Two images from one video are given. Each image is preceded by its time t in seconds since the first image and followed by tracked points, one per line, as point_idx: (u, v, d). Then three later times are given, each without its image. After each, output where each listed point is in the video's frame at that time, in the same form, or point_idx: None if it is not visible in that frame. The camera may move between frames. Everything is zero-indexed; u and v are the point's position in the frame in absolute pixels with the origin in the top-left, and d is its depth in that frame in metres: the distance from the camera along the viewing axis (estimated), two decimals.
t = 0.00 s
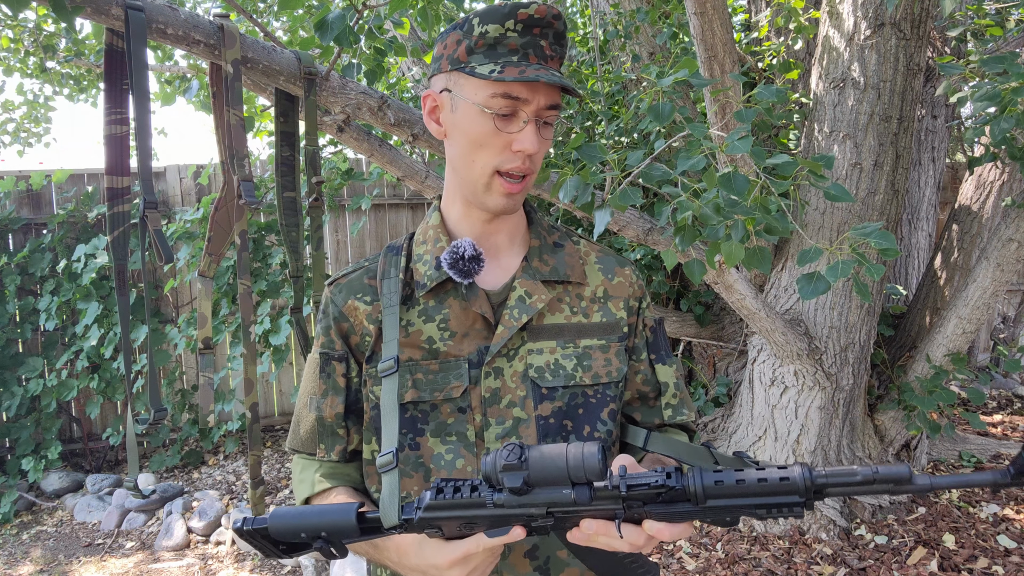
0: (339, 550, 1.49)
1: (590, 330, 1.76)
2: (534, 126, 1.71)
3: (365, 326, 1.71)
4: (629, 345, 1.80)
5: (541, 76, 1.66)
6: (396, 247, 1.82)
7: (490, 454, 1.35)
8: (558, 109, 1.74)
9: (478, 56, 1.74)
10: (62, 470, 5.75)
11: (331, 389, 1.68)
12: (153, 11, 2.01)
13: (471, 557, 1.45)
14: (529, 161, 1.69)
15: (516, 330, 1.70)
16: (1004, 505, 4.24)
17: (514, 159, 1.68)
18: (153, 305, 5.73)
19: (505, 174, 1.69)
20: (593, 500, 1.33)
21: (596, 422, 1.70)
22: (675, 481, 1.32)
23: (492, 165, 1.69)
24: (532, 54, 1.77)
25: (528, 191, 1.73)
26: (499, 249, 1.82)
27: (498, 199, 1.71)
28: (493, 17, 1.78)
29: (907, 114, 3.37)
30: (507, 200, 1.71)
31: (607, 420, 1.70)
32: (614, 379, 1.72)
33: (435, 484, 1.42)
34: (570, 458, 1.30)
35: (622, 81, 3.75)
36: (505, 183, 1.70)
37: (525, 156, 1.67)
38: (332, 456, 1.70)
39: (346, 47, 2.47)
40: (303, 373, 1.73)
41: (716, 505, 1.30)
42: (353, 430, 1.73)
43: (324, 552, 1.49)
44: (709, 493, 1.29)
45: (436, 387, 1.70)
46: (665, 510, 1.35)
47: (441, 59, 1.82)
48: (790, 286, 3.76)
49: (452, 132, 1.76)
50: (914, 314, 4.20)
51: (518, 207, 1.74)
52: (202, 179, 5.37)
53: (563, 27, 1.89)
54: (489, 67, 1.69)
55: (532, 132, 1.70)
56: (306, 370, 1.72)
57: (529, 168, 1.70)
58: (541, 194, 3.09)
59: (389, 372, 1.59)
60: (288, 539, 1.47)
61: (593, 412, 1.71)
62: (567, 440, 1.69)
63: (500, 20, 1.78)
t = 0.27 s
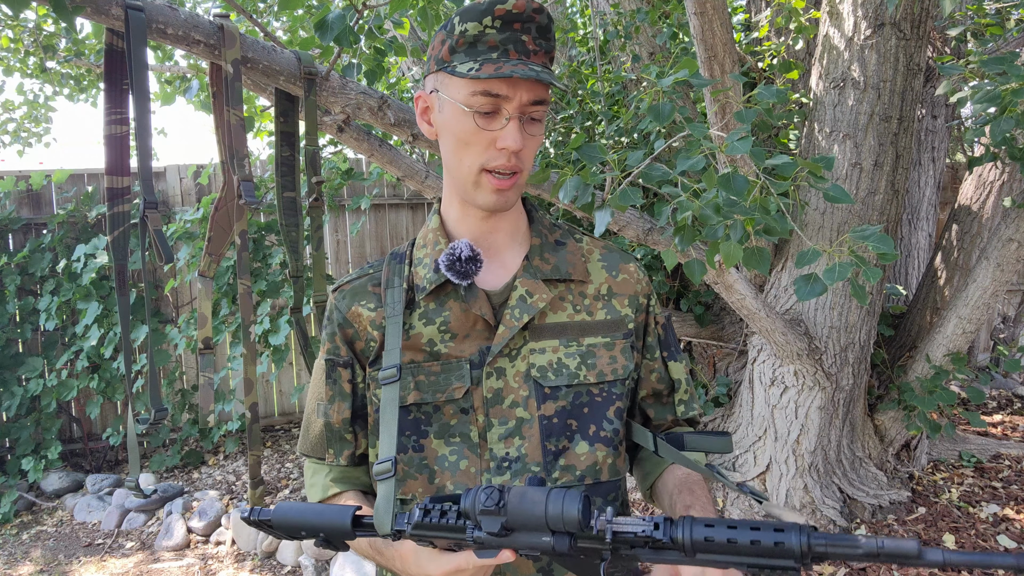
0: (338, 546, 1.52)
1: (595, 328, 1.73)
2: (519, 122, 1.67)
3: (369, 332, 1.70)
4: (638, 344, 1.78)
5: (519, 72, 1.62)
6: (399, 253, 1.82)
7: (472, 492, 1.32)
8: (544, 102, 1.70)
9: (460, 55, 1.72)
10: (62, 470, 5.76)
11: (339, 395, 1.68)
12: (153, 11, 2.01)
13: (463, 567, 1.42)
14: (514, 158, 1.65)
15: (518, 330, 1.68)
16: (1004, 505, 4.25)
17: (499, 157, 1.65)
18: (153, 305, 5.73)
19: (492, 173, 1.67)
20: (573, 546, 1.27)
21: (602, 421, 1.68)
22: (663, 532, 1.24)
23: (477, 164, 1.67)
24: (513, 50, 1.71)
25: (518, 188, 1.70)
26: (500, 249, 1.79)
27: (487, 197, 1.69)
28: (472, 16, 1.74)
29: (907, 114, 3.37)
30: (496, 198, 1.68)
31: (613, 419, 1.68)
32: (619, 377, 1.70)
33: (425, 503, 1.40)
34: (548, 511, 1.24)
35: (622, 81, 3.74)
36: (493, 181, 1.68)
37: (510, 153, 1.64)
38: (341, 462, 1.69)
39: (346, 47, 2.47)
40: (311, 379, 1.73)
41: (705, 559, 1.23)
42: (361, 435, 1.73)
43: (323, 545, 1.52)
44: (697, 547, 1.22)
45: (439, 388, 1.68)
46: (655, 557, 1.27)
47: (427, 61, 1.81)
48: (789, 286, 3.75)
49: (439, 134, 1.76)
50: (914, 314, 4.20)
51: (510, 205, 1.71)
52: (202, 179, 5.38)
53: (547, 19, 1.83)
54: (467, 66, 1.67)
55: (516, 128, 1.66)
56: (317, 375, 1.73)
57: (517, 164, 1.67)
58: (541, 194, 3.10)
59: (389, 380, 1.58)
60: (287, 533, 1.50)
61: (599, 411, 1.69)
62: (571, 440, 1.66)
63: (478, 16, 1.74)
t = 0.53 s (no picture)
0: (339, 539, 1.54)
1: (601, 328, 1.72)
2: (486, 109, 1.67)
3: (373, 333, 1.70)
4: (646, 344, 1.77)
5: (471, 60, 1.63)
6: (405, 255, 1.82)
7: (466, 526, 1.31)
8: (511, 82, 1.68)
9: (428, 54, 1.76)
10: (62, 470, 5.75)
11: (345, 395, 1.68)
12: (153, 11, 2.01)
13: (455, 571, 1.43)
14: (486, 146, 1.65)
15: (522, 330, 1.67)
16: (1004, 505, 4.24)
17: (469, 146, 1.65)
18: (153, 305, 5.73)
19: (467, 163, 1.67)
20: None
21: (608, 422, 1.66)
22: None
23: (454, 157, 1.68)
24: (473, 39, 1.71)
25: (502, 176, 1.68)
26: (503, 246, 1.77)
27: (468, 189, 1.68)
28: (430, 13, 1.78)
29: (907, 114, 3.37)
30: (476, 189, 1.68)
31: (619, 421, 1.67)
32: (626, 378, 1.69)
33: (419, 519, 1.38)
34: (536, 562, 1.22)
35: (622, 81, 3.74)
36: (470, 171, 1.67)
37: (479, 140, 1.64)
38: (349, 460, 1.69)
39: (346, 48, 2.47)
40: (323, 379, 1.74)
41: None
42: (369, 434, 1.72)
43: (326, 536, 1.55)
44: None
45: (442, 389, 1.67)
46: None
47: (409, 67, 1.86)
48: (789, 286, 3.75)
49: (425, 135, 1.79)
50: (914, 314, 4.20)
51: (497, 195, 1.69)
52: (202, 179, 5.38)
53: (506, 1, 1.78)
54: (428, 63, 1.70)
55: (483, 115, 1.66)
56: (326, 376, 1.73)
57: (493, 152, 1.66)
58: (542, 194, 3.10)
59: (389, 383, 1.56)
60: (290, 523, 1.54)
61: (605, 413, 1.68)
62: (575, 441, 1.65)
63: (432, 13, 1.76)
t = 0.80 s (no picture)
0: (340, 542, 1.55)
1: (605, 327, 1.71)
2: (487, 107, 1.67)
3: (376, 334, 1.70)
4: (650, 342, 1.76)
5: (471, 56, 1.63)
6: (408, 256, 1.82)
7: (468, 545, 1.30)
8: (512, 79, 1.68)
9: (428, 52, 1.76)
10: (62, 470, 5.75)
11: (348, 398, 1.69)
12: (153, 11, 2.01)
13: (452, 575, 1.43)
14: (488, 144, 1.65)
15: (526, 330, 1.67)
16: (1004, 505, 4.24)
17: (471, 145, 1.65)
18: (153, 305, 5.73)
19: (468, 161, 1.66)
20: None
21: (613, 422, 1.66)
22: None
23: (455, 155, 1.67)
24: (473, 35, 1.71)
25: (504, 175, 1.67)
26: (504, 245, 1.77)
27: (470, 189, 1.68)
28: (430, 10, 1.78)
29: (907, 114, 3.37)
30: (478, 188, 1.67)
31: (624, 420, 1.66)
32: (631, 376, 1.68)
33: (420, 529, 1.39)
34: None
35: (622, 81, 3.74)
36: (471, 169, 1.66)
37: (480, 137, 1.64)
38: (353, 462, 1.69)
39: (346, 48, 2.47)
40: (326, 382, 1.75)
41: None
42: (372, 436, 1.72)
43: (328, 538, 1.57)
44: None
45: (446, 390, 1.67)
46: None
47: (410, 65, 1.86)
48: (789, 286, 3.75)
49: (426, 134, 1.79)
50: (914, 314, 4.20)
51: (499, 194, 1.69)
52: (202, 179, 5.37)
53: None
54: (428, 61, 1.70)
55: (484, 112, 1.66)
56: (330, 377, 1.73)
57: (494, 150, 1.66)
58: (542, 194, 3.10)
59: (389, 387, 1.57)
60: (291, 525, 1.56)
61: (610, 412, 1.67)
62: (580, 441, 1.64)
63: (433, 11, 1.77)
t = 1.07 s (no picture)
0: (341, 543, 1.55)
1: (604, 326, 1.71)
2: (497, 109, 1.67)
3: (377, 334, 1.70)
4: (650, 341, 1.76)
5: (483, 58, 1.62)
6: (407, 256, 1.82)
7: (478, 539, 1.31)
8: (522, 83, 1.68)
9: (435, 51, 1.75)
10: (62, 470, 5.76)
11: (348, 399, 1.69)
12: (153, 11, 2.01)
13: None
14: (496, 147, 1.65)
15: (526, 330, 1.67)
16: (1004, 505, 4.24)
17: (479, 147, 1.65)
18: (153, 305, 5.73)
19: (477, 163, 1.66)
20: None
21: (614, 422, 1.66)
22: None
23: (462, 157, 1.67)
24: (484, 37, 1.70)
25: (509, 177, 1.68)
26: (505, 245, 1.77)
27: (475, 189, 1.68)
28: (438, 9, 1.77)
29: (907, 114, 3.37)
30: (484, 189, 1.67)
31: (626, 419, 1.66)
32: (631, 375, 1.68)
33: (426, 528, 1.39)
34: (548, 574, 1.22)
35: (622, 82, 3.74)
36: (479, 171, 1.66)
37: (489, 141, 1.64)
38: (353, 463, 1.69)
39: (346, 47, 2.47)
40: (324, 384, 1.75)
41: None
42: (372, 439, 1.73)
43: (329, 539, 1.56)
44: None
45: (447, 390, 1.67)
46: None
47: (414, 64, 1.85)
48: (790, 286, 3.75)
49: (430, 134, 1.78)
50: (914, 314, 4.20)
51: (504, 195, 1.69)
52: (202, 179, 5.37)
53: None
54: (437, 61, 1.69)
55: (494, 115, 1.66)
56: (328, 379, 1.73)
57: (502, 153, 1.66)
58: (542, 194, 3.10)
59: (392, 387, 1.58)
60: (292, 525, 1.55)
61: (611, 412, 1.67)
62: (582, 442, 1.65)
63: (441, 10, 1.76)
